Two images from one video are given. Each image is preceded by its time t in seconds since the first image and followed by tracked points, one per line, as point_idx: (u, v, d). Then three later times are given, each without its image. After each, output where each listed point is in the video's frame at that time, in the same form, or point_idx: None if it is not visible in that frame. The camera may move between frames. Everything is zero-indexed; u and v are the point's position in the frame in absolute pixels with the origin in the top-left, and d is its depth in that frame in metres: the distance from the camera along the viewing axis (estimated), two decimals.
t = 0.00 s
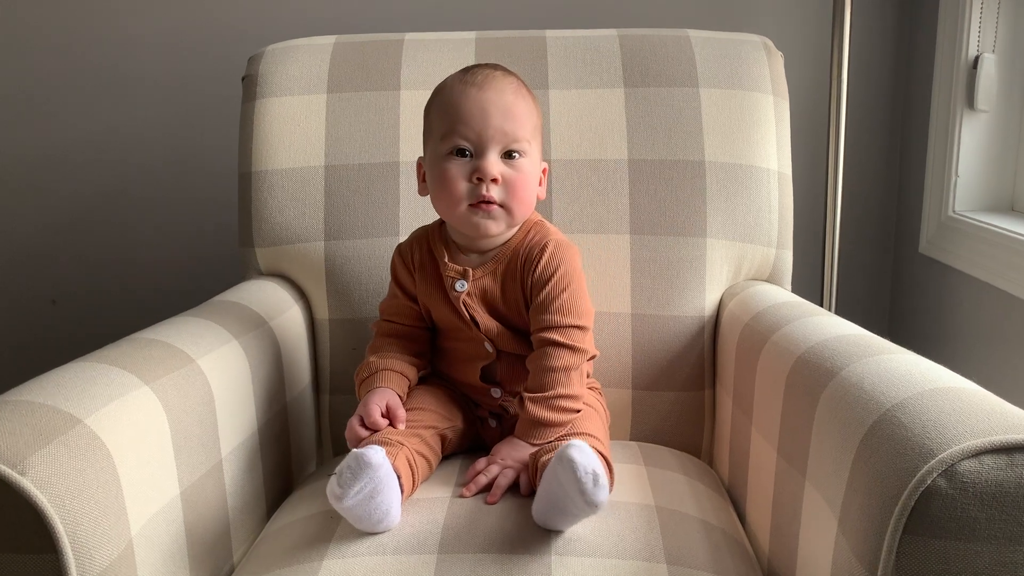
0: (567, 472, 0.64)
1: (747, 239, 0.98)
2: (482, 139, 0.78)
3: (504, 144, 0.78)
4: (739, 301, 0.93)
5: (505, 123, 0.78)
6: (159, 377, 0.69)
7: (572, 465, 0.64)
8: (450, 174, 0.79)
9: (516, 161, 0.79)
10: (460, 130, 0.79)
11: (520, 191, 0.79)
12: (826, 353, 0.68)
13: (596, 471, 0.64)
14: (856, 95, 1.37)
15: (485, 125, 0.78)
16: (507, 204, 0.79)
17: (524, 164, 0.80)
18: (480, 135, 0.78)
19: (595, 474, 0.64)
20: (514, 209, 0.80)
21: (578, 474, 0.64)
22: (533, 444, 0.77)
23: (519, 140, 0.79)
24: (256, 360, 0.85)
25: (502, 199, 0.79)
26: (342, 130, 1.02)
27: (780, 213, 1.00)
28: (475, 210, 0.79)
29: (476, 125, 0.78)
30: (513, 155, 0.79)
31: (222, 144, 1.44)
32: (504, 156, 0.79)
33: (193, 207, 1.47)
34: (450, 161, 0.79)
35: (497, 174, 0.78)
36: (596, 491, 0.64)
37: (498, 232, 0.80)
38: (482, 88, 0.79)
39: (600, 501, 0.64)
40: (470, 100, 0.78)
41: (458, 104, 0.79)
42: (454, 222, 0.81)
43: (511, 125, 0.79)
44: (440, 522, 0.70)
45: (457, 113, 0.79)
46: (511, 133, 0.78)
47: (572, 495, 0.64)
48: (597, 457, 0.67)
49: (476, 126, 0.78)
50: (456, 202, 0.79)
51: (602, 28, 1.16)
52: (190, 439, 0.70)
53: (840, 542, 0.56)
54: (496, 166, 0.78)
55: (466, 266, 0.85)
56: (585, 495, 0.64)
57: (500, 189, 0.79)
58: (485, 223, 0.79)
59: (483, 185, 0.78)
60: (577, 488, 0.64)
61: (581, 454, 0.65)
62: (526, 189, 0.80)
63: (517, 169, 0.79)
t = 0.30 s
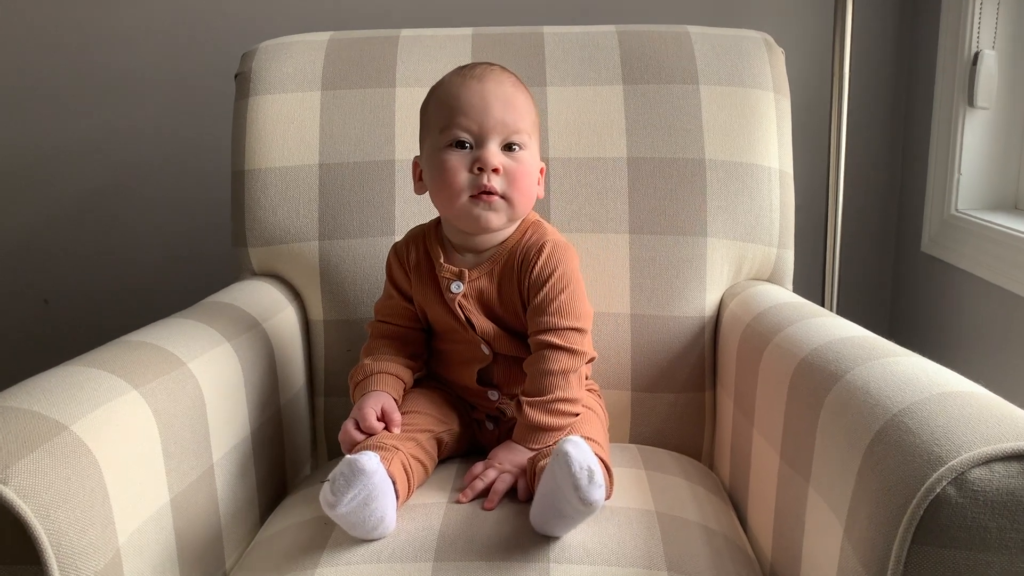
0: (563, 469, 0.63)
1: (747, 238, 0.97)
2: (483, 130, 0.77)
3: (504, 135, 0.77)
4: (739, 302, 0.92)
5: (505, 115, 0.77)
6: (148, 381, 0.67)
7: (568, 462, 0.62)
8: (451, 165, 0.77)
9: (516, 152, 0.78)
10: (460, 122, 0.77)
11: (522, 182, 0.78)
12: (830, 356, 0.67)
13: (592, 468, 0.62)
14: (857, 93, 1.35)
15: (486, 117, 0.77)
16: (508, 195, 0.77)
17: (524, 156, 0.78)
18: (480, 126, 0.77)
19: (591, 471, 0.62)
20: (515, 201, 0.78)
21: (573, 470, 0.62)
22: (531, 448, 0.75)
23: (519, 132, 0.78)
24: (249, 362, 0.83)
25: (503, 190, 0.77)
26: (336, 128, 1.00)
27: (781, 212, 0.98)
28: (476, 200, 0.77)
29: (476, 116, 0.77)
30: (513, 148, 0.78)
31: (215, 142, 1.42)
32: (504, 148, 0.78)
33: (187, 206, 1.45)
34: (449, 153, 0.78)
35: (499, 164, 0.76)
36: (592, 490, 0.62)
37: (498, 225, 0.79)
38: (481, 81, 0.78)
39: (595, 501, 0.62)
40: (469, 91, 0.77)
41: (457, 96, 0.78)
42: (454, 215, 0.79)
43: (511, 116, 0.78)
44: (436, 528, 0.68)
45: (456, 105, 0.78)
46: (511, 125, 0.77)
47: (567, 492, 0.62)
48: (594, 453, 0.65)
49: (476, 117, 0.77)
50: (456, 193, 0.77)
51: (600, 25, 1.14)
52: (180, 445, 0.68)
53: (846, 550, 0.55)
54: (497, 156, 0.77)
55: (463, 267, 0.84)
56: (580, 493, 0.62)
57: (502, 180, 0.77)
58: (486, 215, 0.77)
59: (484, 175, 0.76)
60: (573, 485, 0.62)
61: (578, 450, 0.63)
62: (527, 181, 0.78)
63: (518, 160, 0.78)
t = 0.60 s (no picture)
0: (562, 475, 0.61)
1: (746, 235, 0.95)
2: (480, 123, 0.75)
3: (502, 129, 0.76)
4: (738, 300, 0.90)
5: (503, 108, 0.76)
6: (133, 383, 0.66)
7: (567, 468, 0.61)
8: (447, 158, 0.75)
9: (514, 147, 0.76)
10: (457, 114, 0.76)
11: (519, 177, 0.76)
12: (831, 356, 0.66)
13: (591, 474, 0.61)
14: (856, 87, 1.34)
15: (483, 109, 0.75)
16: (505, 190, 0.76)
17: (522, 150, 0.77)
18: (478, 119, 0.75)
19: (590, 477, 0.61)
20: (513, 196, 0.76)
21: (572, 477, 0.60)
22: (526, 450, 0.74)
23: (517, 126, 0.77)
24: (238, 362, 0.82)
25: (500, 184, 0.75)
26: (327, 123, 0.98)
27: (780, 208, 0.97)
28: (472, 195, 0.75)
29: (474, 109, 0.75)
30: (511, 142, 0.77)
31: (206, 138, 1.40)
32: (502, 142, 0.76)
33: (177, 203, 1.43)
34: (445, 146, 0.76)
35: (496, 158, 0.75)
36: (591, 496, 0.61)
37: (495, 220, 0.77)
38: (478, 73, 0.76)
39: (594, 507, 0.61)
40: (467, 83, 0.76)
41: (454, 89, 0.76)
42: (449, 210, 0.77)
43: (509, 110, 0.76)
44: (429, 533, 0.66)
45: (453, 97, 0.76)
46: (509, 119, 0.76)
47: (565, 498, 0.61)
48: (593, 459, 0.63)
49: (474, 109, 0.75)
50: (453, 187, 0.75)
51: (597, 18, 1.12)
52: (166, 448, 0.67)
53: (849, 557, 0.53)
54: (494, 150, 0.75)
55: (457, 265, 0.82)
56: (578, 499, 0.60)
57: (499, 174, 0.75)
58: (483, 209, 0.76)
59: (481, 169, 0.75)
60: (571, 492, 0.60)
61: (577, 456, 0.61)
62: (524, 177, 0.77)
63: (515, 155, 0.76)
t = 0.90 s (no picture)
0: (559, 472, 0.60)
1: (744, 226, 0.94)
2: (478, 108, 0.74)
3: (501, 114, 0.74)
4: (736, 291, 0.89)
5: (502, 93, 0.74)
6: (117, 377, 0.64)
7: (565, 465, 0.59)
8: (445, 143, 0.74)
9: (512, 133, 0.75)
10: (454, 99, 0.74)
11: (518, 163, 0.75)
12: (831, 348, 0.64)
13: (590, 471, 0.59)
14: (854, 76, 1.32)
15: (481, 94, 0.74)
16: (504, 177, 0.74)
17: (520, 137, 0.75)
18: (475, 103, 0.74)
19: (588, 474, 0.59)
20: (511, 182, 0.75)
21: (570, 474, 0.59)
22: (521, 444, 0.72)
23: (516, 112, 0.75)
24: (227, 355, 0.80)
25: (499, 170, 0.74)
26: (318, 112, 0.96)
27: (778, 198, 0.95)
28: (470, 180, 0.73)
29: (471, 94, 0.74)
30: (509, 129, 0.75)
31: (196, 128, 1.38)
32: (500, 128, 0.74)
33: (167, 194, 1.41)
34: (443, 131, 0.74)
35: (494, 144, 0.73)
36: (589, 494, 0.59)
37: (493, 208, 0.75)
38: (476, 58, 0.75)
39: (591, 504, 0.59)
40: (465, 68, 0.74)
41: (451, 74, 0.75)
42: (446, 197, 0.75)
43: (508, 95, 0.74)
44: (421, 530, 0.65)
45: (450, 82, 0.74)
46: (507, 104, 0.74)
47: (562, 495, 0.60)
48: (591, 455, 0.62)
49: (472, 94, 0.74)
50: (450, 172, 0.74)
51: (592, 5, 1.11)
52: (152, 443, 0.65)
53: (850, 554, 0.52)
54: (492, 135, 0.73)
55: (453, 256, 0.81)
56: (576, 497, 0.59)
57: (497, 160, 0.74)
58: (481, 195, 0.74)
59: (479, 154, 0.73)
60: (569, 489, 0.59)
61: (574, 452, 0.60)
62: (523, 163, 0.75)
63: (514, 141, 0.75)
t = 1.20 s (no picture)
0: (556, 472, 0.58)
1: (743, 221, 0.92)
2: (473, 99, 0.72)
3: (496, 105, 0.72)
4: (735, 287, 0.87)
5: (498, 84, 0.72)
6: (101, 373, 0.62)
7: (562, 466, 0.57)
8: (439, 135, 0.72)
9: (508, 125, 0.73)
10: (448, 90, 0.72)
11: (514, 156, 0.73)
12: (833, 345, 0.63)
13: (587, 472, 0.58)
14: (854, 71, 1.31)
15: (476, 85, 0.72)
16: (499, 169, 0.73)
17: (517, 129, 0.73)
18: (470, 94, 0.72)
19: (586, 475, 0.57)
20: (507, 175, 0.73)
21: (567, 475, 0.57)
22: (515, 443, 0.71)
23: (512, 104, 0.73)
24: (216, 350, 0.78)
25: (494, 163, 0.72)
26: (311, 103, 0.94)
27: (778, 192, 0.94)
28: (464, 173, 0.72)
29: (466, 84, 0.72)
30: (505, 120, 0.73)
31: (188, 120, 1.37)
32: (496, 119, 0.73)
33: (159, 187, 1.39)
34: (437, 123, 0.72)
35: (489, 136, 0.71)
36: (587, 495, 0.58)
37: (488, 201, 0.74)
38: (471, 48, 0.73)
39: (589, 506, 0.58)
40: (460, 58, 0.73)
41: (446, 64, 0.73)
42: (440, 190, 0.73)
43: (504, 86, 0.73)
44: (413, 530, 0.64)
45: (445, 73, 0.73)
46: (503, 95, 0.73)
47: (559, 496, 0.58)
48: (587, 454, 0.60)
49: (467, 85, 0.72)
50: (444, 165, 0.72)
51: None
52: (137, 440, 0.64)
53: (853, 557, 0.51)
54: (487, 127, 0.72)
55: (448, 251, 0.79)
56: (573, 498, 0.57)
57: (492, 152, 0.72)
58: (476, 188, 0.72)
59: (474, 146, 0.71)
60: (567, 491, 0.57)
61: (572, 452, 0.58)
62: (519, 155, 0.74)
63: (510, 133, 0.73)
